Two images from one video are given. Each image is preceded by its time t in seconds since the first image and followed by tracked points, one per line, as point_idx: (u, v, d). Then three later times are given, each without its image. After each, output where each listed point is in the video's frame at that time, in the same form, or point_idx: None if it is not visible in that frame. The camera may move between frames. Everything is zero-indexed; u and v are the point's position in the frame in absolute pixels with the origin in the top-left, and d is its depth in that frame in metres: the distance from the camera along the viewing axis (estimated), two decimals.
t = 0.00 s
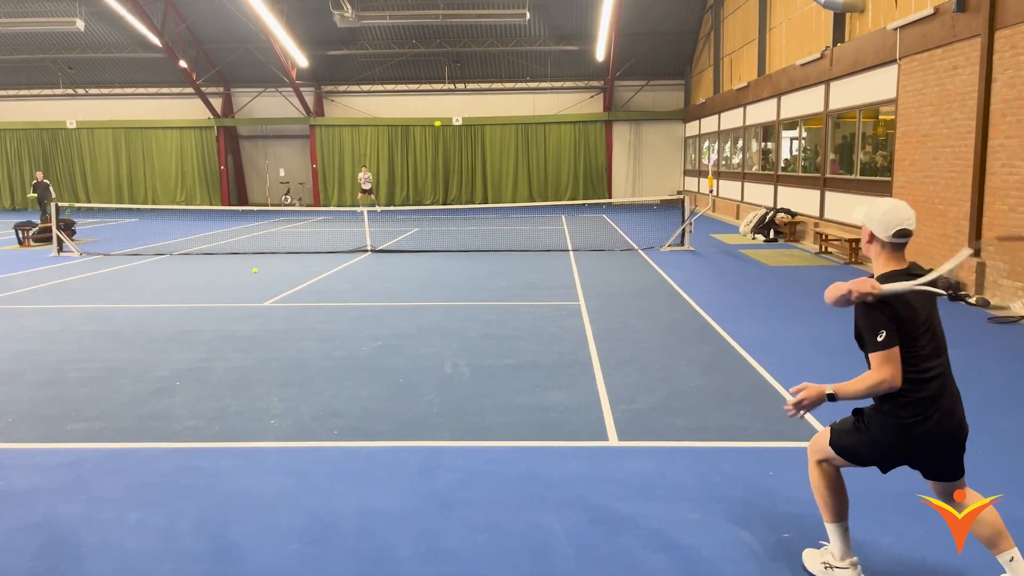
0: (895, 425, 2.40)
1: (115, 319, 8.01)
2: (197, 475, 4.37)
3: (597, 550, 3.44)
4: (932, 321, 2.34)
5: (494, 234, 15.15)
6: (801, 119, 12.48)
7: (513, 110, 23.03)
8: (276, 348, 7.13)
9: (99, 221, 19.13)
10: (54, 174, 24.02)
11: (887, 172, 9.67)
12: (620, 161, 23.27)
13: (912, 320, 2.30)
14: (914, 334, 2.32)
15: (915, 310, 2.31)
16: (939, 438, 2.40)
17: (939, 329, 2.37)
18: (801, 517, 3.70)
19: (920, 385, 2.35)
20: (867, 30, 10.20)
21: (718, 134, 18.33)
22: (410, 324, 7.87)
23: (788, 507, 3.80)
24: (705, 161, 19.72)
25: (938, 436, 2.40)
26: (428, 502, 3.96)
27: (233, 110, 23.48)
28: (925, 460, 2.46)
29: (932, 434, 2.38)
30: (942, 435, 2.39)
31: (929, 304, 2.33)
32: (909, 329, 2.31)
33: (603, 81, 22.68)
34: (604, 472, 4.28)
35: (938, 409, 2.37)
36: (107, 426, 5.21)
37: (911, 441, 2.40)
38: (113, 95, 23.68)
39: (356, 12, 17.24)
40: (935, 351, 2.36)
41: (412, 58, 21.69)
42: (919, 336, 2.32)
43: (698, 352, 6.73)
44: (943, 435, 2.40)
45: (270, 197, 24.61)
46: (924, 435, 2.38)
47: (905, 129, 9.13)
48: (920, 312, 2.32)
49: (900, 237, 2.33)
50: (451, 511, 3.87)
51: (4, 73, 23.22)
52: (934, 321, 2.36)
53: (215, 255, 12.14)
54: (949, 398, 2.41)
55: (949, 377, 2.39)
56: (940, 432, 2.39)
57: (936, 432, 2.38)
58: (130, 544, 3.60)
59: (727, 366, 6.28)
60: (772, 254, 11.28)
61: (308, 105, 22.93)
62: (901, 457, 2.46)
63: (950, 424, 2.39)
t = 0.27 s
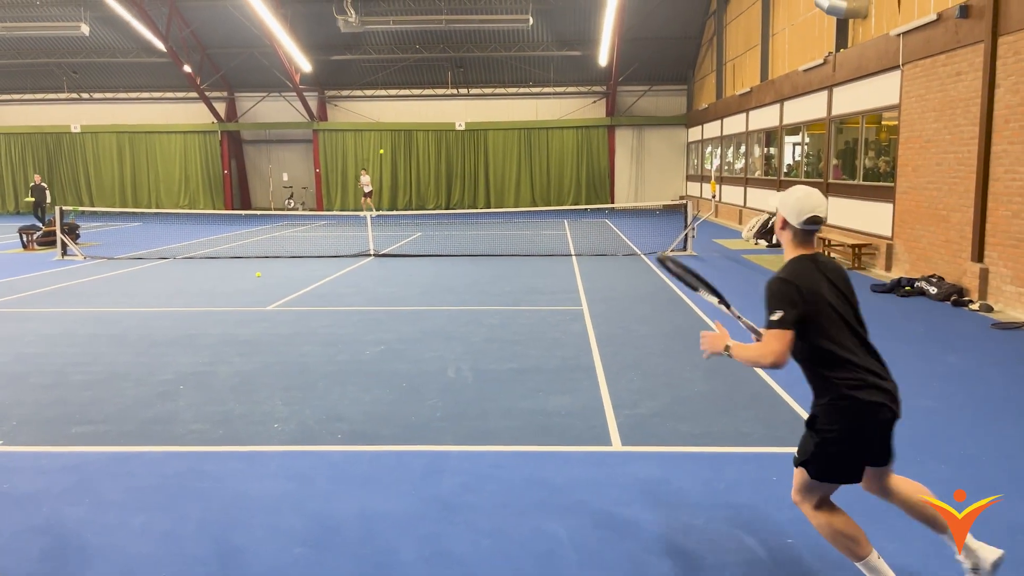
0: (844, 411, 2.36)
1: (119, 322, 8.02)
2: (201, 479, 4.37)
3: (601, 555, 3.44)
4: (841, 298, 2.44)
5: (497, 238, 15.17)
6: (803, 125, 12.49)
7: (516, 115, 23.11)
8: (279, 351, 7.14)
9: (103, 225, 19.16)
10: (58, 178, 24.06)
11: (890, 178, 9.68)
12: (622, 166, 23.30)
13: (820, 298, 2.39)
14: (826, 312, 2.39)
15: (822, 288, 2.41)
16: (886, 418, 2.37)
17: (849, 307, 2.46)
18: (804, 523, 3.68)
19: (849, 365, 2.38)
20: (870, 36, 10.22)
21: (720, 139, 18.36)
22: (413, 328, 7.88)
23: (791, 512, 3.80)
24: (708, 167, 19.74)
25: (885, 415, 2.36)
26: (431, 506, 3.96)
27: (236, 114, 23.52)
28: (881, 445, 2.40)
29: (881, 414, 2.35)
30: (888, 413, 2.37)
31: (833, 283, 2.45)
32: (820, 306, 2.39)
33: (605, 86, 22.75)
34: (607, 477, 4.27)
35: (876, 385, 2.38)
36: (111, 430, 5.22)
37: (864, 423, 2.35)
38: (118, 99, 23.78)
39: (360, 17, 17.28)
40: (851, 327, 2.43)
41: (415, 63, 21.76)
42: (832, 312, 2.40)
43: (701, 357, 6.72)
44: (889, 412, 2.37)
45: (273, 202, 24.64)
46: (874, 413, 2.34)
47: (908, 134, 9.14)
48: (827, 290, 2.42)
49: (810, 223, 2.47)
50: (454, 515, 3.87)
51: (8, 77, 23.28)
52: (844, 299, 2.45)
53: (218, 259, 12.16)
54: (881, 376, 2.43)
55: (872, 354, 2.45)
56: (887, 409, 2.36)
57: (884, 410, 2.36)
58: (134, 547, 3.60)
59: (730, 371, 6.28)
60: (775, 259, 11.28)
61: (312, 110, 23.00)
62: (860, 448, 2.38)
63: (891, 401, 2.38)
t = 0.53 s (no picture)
0: (697, 393, 2.49)
1: (131, 326, 8.07)
2: (211, 482, 4.37)
3: (610, 561, 3.42)
4: (731, 288, 2.48)
5: (506, 244, 15.18)
6: (814, 131, 12.46)
7: (526, 120, 23.16)
8: (289, 355, 7.16)
9: (115, 229, 19.30)
10: (71, 182, 24.23)
11: (901, 184, 9.63)
12: (632, 172, 23.30)
13: (704, 284, 2.48)
14: (705, 299, 2.48)
15: (710, 274, 2.48)
16: (737, 408, 2.49)
17: (741, 299, 2.49)
18: (815, 531, 3.65)
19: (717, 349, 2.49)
20: (882, 43, 10.20)
21: (731, 145, 18.33)
22: (423, 333, 7.88)
23: (802, 520, 3.76)
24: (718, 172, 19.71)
25: (735, 406, 2.48)
26: (440, 511, 3.95)
27: (248, 119, 23.69)
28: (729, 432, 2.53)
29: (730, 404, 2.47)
30: (739, 405, 2.48)
31: (730, 273, 2.48)
32: (702, 291, 2.48)
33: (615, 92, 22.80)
34: (616, 483, 4.25)
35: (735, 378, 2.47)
36: (122, 433, 5.24)
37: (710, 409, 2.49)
38: (131, 104, 23.95)
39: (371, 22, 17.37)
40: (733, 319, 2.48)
41: (426, 69, 21.83)
42: (713, 301, 2.48)
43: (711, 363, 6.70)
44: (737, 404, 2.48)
45: (284, 207, 24.77)
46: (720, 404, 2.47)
47: (920, 141, 9.10)
48: (717, 279, 2.47)
49: (723, 208, 2.46)
50: (463, 520, 3.86)
51: (23, 82, 23.48)
52: (737, 290, 2.49)
53: (229, 263, 12.22)
54: (749, 369, 2.51)
55: (749, 347, 2.51)
56: (737, 402, 2.48)
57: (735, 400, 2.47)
58: (144, 550, 3.60)
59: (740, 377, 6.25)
60: (786, 265, 11.25)
61: (323, 115, 23.13)
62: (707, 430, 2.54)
63: (745, 394, 2.48)
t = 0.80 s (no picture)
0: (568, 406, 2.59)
1: (149, 329, 8.14)
2: (227, 486, 4.39)
3: (625, 568, 3.39)
4: (614, 313, 2.54)
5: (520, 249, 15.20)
6: (830, 136, 12.41)
7: (541, 126, 23.23)
8: (304, 360, 7.19)
9: (133, 233, 19.46)
10: (90, 186, 24.49)
11: (919, 190, 9.56)
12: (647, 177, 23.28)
13: (586, 308, 2.56)
14: (588, 323, 2.56)
15: (594, 299, 2.55)
16: (616, 429, 2.56)
17: (625, 324, 2.55)
18: (833, 540, 3.60)
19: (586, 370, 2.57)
20: (899, 48, 10.15)
21: (746, 150, 18.30)
22: (437, 338, 7.89)
23: (819, 528, 3.72)
24: (733, 178, 19.66)
25: (613, 427, 2.55)
26: (454, 516, 3.93)
27: (264, 124, 23.90)
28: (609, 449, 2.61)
29: (607, 425, 2.55)
30: (616, 427, 2.55)
31: (611, 298, 2.54)
32: (583, 313, 2.56)
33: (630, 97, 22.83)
34: (630, 488, 4.22)
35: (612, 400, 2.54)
36: (140, 436, 5.27)
37: (587, 428, 2.57)
38: (150, 110, 24.24)
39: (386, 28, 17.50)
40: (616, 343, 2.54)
41: (441, 74, 21.93)
42: (596, 325, 2.54)
43: (726, 369, 6.66)
44: (617, 426, 2.55)
45: (299, 211, 24.93)
46: (597, 424, 2.55)
47: (938, 146, 9.03)
48: (600, 305, 2.54)
49: (609, 232, 2.56)
50: (477, 525, 3.84)
51: (43, 88, 23.77)
52: (620, 315, 2.54)
53: (245, 267, 12.30)
54: (632, 392, 2.56)
55: (631, 371, 2.56)
56: (615, 423, 2.55)
57: (611, 422, 2.55)
58: (161, 553, 3.62)
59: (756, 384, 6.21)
60: (801, 271, 11.19)
61: (339, 120, 23.30)
62: (583, 446, 2.61)
63: (624, 417, 2.55)
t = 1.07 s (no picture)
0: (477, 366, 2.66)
1: (169, 333, 8.21)
2: (245, 489, 4.40)
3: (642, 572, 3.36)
4: (534, 276, 2.61)
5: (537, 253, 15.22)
6: (850, 140, 12.33)
7: (558, 130, 23.28)
8: (322, 363, 7.21)
9: (154, 238, 19.67)
10: (112, 191, 24.81)
11: (940, 195, 9.47)
12: (665, 181, 23.22)
13: (506, 269, 2.62)
14: (507, 283, 2.62)
15: (516, 260, 2.62)
16: (520, 392, 2.61)
17: (542, 290, 2.62)
18: (854, 547, 3.56)
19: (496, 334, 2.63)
20: (920, 51, 10.07)
21: (764, 154, 18.20)
22: (454, 342, 7.90)
23: (839, 535, 3.67)
24: (752, 182, 19.57)
25: (518, 390, 2.60)
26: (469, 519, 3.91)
27: (284, 129, 24.08)
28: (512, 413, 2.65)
29: (512, 386, 2.60)
30: (519, 389, 2.60)
31: (533, 261, 2.61)
32: (499, 276, 2.64)
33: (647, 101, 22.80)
34: (647, 493, 4.19)
35: (520, 362, 2.60)
36: (160, 439, 5.30)
37: (494, 388, 2.61)
38: (171, 116, 24.51)
39: (404, 34, 17.59)
40: (529, 306, 2.62)
41: (459, 79, 21.98)
42: (514, 286, 2.61)
43: (744, 374, 6.61)
44: (522, 389, 2.60)
45: (318, 216, 25.12)
46: (502, 383, 2.59)
47: (959, 150, 8.95)
48: (521, 265, 2.61)
49: (537, 195, 2.67)
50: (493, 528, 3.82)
51: (66, 95, 24.10)
52: (539, 278, 2.62)
53: (264, 271, 12.40)
54: (538, 358, 2.63)
55: (540, 337, 2.63)
56: (521, 385, 2.59)
57: (517, 385, 2.60)
58: (180, 556, 3.63)
59: (775, 389, 6.16)
60: (820, 276, 11.11)
61: (357, 126, 23.45)
62: (490, 408, 2.65)
63: (528, 380, 2.60)
